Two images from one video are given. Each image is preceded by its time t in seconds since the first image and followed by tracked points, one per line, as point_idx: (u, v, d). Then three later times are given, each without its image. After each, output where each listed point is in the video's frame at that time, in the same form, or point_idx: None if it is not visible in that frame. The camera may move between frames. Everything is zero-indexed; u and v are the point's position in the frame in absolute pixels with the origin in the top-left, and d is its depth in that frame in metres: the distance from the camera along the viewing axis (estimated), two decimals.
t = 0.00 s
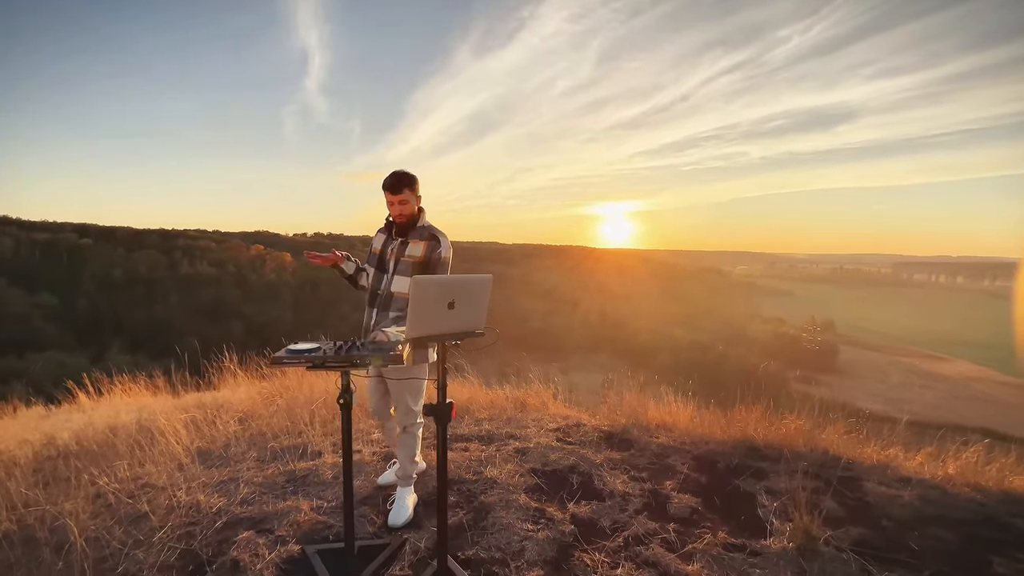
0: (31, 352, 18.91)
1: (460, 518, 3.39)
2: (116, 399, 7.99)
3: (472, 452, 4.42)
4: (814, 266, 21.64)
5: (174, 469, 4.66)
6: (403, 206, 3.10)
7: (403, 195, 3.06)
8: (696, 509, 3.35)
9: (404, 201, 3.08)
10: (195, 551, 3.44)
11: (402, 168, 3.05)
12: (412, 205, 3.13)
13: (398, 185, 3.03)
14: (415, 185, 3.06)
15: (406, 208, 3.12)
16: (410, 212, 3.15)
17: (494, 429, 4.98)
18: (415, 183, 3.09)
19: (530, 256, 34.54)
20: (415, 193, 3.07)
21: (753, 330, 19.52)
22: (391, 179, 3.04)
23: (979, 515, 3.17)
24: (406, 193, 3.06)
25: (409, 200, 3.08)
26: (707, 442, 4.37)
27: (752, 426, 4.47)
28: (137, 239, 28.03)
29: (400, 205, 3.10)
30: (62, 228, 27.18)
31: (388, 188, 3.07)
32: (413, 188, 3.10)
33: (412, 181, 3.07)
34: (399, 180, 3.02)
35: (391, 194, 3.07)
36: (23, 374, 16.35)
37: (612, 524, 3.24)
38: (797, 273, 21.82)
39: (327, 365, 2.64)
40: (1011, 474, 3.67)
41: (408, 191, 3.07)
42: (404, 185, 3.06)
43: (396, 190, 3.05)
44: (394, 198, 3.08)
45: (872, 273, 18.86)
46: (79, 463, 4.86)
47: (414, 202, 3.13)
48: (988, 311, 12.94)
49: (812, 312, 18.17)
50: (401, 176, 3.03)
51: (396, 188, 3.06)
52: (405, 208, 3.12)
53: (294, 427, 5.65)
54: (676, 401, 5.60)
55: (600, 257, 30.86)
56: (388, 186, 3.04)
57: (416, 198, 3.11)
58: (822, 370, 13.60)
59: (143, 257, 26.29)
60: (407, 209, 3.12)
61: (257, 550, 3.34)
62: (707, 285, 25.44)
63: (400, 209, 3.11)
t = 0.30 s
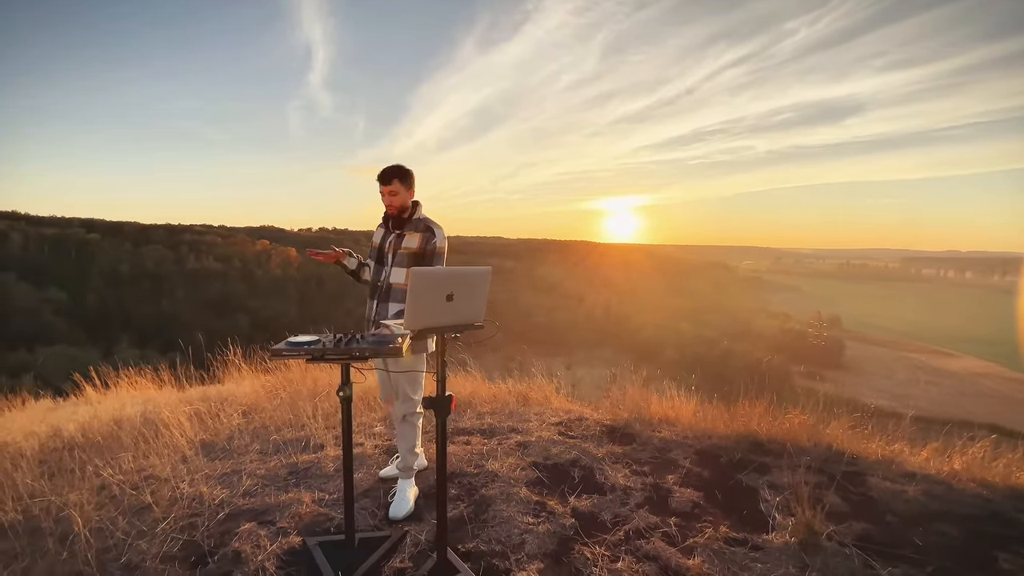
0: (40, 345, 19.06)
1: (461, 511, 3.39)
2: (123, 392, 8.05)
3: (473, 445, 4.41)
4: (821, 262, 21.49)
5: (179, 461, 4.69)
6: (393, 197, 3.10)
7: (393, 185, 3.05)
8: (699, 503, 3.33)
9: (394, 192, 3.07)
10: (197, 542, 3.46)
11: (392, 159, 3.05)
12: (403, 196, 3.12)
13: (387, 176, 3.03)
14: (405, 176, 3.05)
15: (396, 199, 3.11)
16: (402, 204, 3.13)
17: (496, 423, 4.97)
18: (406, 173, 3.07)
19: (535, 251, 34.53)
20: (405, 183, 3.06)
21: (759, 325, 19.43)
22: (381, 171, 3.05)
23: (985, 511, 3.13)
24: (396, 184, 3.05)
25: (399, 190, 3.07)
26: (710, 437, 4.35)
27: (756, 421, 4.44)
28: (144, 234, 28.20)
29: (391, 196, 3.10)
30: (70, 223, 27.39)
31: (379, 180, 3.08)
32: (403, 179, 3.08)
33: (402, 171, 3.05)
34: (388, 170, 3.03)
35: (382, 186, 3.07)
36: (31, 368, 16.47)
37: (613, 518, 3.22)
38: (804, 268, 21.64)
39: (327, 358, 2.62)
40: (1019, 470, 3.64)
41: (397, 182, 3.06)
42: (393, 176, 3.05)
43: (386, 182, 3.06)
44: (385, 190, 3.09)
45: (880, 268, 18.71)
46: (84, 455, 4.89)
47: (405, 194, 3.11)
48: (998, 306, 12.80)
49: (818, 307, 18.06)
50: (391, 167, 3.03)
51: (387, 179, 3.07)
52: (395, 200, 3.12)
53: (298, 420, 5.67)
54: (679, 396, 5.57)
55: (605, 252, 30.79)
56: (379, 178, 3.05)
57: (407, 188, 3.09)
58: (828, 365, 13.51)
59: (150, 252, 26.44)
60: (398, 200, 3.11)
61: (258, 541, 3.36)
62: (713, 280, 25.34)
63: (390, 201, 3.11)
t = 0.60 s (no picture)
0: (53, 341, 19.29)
1: (465, 509, 3.38)
2: (134, 389, 8.13)
3: (478, 444, 4.40)
4: (831, 260, 21.29)
5: (187, 456, 4.72)
6: (389, 200, 3.09)
7: (388, 189, 3.04)
8: (704, 503, 3.30)
9: (389, 195, 3.07)
10: (203, 538, 3.47)
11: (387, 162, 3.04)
12: (399, 198, 3.10)
13: (382, 179, 3.03)
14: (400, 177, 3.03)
15: (392, 202, 3.10)
16: (398, 206, 3.12)
17: (501, 421, 4.96)
18: (402, 175, 3.05)
19: (542, 249, 34.50)
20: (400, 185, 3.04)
21: (768, 324, 19.28)
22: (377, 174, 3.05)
23: (997, 514, 3.08)
24: (392, 186, 3.04)
25: (394, 193, 3.06)
26: (716, 437, 4.31)
27: (763, 420, 4.40)
28: (155, 232, 28.47)
29: (387, 198, 3.09)
30: (83, 221, 27.71)
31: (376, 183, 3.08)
32: (399, 181, 3.07)
33: (397, 172, 3.04)
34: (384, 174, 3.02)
35: (378, 188, 3.06)
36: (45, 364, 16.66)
37: (618, 518, 3.20)
38: (814, 266, 21.41)
39: (331, 355, 2.60)
40: None
41: (392, 184, 3.04)
42: (388, 179, 3.05)
43: (381, 185, 3.05)
44: (382, 193, 3.08)
45: (892, 267, 18.49)
46: (94, 450, 4.94)
47: (401, 196, 3.10)
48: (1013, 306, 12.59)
49: (828, 305, 17.89)
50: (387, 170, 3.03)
51: (383, 182, 3.06)
52: (392, 202, 3.10)
53: (305, 417, 5.69)
54: (685, 394, 5.53)
55: (613, 251, 30.69)
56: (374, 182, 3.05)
57: (403, 191, 3.08)
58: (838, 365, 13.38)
59: (161, 250, 26.69)
60: (394, 202, 3.10)
61: (263, 537, 3.36)
62: (721, 278, 25.20)
63: (386, 204, 3.11)
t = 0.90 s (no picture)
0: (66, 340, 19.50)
1: (467, 511, 3.36)
2: (142, 387, 8.18)
3: (481, 445, 4.39)
4: (841, 260, 21.09)
5: (193, 455, 4.74)
6: (393, 205, 3.08)
7: (392, 195, 3.04)
8: (709, 507, 3.26)
9: (394, 201, 3.06)
10: (207, 537, 3.48)
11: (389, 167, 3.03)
12: (402, 202, 3.09)
13: (387, 184, 3.01)
14: (402, 182, 3.02)
15: (396, 207, 3.09)
16: (402, 210, 3.12)
17: (505, 422, 4.94)
18: (403, 179, 3.04)
19: (549, 250, 34.50)
20: (403, 190, 3.03)
21: (777, 325, 19.12)
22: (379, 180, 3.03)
23: (1009, 521, 3.01)
24: (395, 193, 3.04)
25: (398, 199, 3.05)
26: (722, 439, 4.27)
27: (770, 423, 4.34)
28: (166, 232, 28.74)
29: (392, 203, 3.08)
30: (95, 222, 28.06)
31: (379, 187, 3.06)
32: (404, 186, 3.06)
33: (400, 177, 3.02)
34: (387, 180, 3.00)
35: (382, 194, 3.05)
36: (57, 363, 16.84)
37: (620, 521, 3.17)
38: (825, 267, 21.18)
39: (332, 356, 2.60)
40: None
41: (398, 189, 3.04)
42: (392, 184, 3.04)
43: (387, 190, 3.04)
44: (386, 198, 3.07)
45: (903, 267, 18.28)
46: (102, 449, 4.98)
47: (405, 200, 3.10)
48: None
49: (838, 306, 17.71)
50: (389, 175, 3.01)
51: (386, 187, 3.04)
52: (395, 207, 3.10)
53: (309, 417, 5.71)
54: (691, 396, 5.50)
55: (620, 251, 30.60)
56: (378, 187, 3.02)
57: (406, 195, 3.07)
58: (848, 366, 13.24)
59: (171, 250, 26.94)
60: (398, 207, 3.09)
61: (266, 537, 3.36)
62: (729, 278, 25.03)
63: (391, 209, 3.10)
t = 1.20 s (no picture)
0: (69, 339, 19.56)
1: (464, 509, 3.34)
2: (143, 386, 8.16)
3: (479, 443, 4.36)
4: (845, 260, 21.00)
5: (192, 453, 4.73)
6: (396, 197, 3.03)
7: (396, 186, 2.99)
8: (707, 506, 3.23)
9: (397, 192, 3.01)
10: (203, 535, 3.47)
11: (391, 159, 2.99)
12: (404, 195, 3.06)
13: (390, 177, 2.96)
14: (406, 175, 2.99)
15: (399, 199, 3.05)
16: (403, 203, 3.08)
17: (504, 421, 4.91)
18: (404, 172, 3.01)
19: (552, 249, 34.48)
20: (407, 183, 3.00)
21: (780, 325, 19.05)
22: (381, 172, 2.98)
23: (1011, 521, 2.97)
24: (399, 184, 2.99)
25: (402, 191, 3.01)
26: (721, 438, 4.24)
27: (770, 422, 4.31)
28: (169, 231, 28.82)
29: (394, 197, 3.04)
30: (99, 221, 28.17)
31: (381, 179, 3.00)
32: (405, 179, 3.03)
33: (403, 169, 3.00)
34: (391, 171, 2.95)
35: (384, 186, 2.99)
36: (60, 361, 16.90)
37: (618, 520, 3.14)
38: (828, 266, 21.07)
39: (327, 354, 2.57)
40: None
41: (402, 182, 3.00)
42: (395, 176, 3.00)
43: (389, 182, 2.99)
44: (388, 190, 3.02)
45: (907, 267, 18.18)
46: (101, 447, 4.97)
47: (407, 193, 3.07)
48: None
49: (842, 306, 17.63)
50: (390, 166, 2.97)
51: (389, 179, 3.00)
52: (398, 199, 3.05)
53: (309, 415, 5.70)
54: (691, 395, 5.47)
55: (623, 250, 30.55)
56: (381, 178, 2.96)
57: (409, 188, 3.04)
58: (851, 366, 13.18)
59: (174, 249, 27.02)
60: (400, 200, 3.05)
61: (262, 535, 3.35)
62: (732, 278, 24.97)
63: (393, 200, 3.05)
